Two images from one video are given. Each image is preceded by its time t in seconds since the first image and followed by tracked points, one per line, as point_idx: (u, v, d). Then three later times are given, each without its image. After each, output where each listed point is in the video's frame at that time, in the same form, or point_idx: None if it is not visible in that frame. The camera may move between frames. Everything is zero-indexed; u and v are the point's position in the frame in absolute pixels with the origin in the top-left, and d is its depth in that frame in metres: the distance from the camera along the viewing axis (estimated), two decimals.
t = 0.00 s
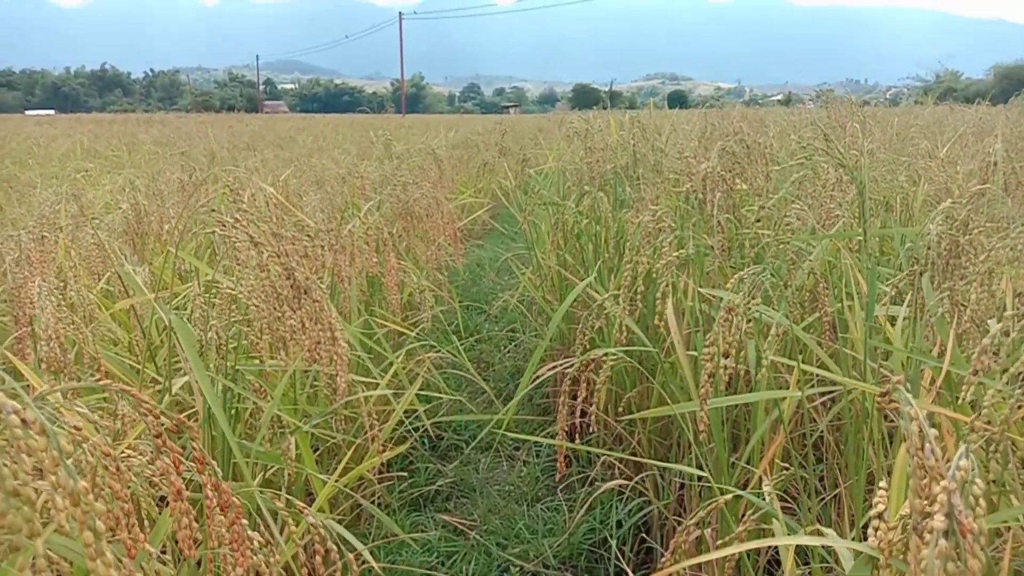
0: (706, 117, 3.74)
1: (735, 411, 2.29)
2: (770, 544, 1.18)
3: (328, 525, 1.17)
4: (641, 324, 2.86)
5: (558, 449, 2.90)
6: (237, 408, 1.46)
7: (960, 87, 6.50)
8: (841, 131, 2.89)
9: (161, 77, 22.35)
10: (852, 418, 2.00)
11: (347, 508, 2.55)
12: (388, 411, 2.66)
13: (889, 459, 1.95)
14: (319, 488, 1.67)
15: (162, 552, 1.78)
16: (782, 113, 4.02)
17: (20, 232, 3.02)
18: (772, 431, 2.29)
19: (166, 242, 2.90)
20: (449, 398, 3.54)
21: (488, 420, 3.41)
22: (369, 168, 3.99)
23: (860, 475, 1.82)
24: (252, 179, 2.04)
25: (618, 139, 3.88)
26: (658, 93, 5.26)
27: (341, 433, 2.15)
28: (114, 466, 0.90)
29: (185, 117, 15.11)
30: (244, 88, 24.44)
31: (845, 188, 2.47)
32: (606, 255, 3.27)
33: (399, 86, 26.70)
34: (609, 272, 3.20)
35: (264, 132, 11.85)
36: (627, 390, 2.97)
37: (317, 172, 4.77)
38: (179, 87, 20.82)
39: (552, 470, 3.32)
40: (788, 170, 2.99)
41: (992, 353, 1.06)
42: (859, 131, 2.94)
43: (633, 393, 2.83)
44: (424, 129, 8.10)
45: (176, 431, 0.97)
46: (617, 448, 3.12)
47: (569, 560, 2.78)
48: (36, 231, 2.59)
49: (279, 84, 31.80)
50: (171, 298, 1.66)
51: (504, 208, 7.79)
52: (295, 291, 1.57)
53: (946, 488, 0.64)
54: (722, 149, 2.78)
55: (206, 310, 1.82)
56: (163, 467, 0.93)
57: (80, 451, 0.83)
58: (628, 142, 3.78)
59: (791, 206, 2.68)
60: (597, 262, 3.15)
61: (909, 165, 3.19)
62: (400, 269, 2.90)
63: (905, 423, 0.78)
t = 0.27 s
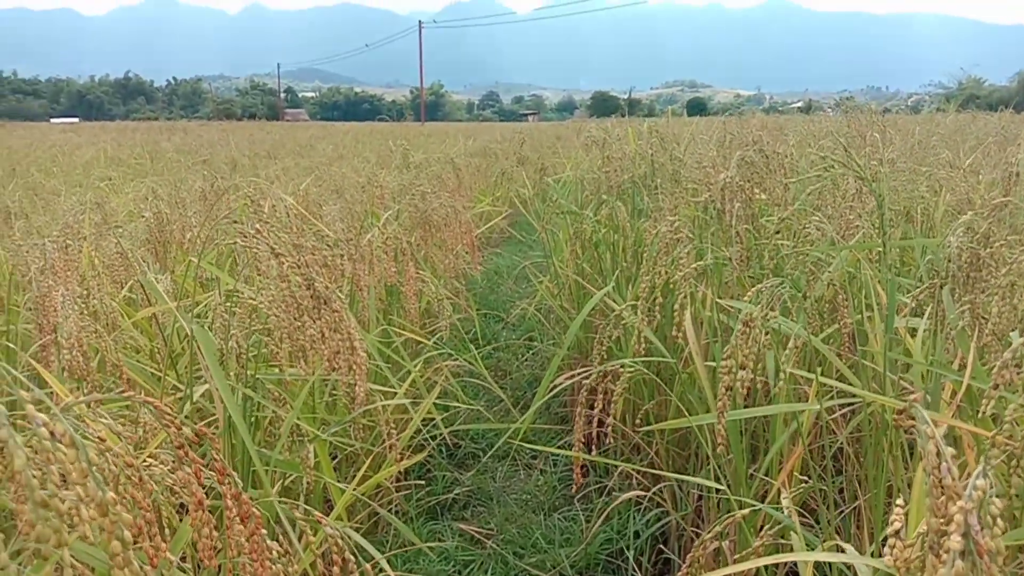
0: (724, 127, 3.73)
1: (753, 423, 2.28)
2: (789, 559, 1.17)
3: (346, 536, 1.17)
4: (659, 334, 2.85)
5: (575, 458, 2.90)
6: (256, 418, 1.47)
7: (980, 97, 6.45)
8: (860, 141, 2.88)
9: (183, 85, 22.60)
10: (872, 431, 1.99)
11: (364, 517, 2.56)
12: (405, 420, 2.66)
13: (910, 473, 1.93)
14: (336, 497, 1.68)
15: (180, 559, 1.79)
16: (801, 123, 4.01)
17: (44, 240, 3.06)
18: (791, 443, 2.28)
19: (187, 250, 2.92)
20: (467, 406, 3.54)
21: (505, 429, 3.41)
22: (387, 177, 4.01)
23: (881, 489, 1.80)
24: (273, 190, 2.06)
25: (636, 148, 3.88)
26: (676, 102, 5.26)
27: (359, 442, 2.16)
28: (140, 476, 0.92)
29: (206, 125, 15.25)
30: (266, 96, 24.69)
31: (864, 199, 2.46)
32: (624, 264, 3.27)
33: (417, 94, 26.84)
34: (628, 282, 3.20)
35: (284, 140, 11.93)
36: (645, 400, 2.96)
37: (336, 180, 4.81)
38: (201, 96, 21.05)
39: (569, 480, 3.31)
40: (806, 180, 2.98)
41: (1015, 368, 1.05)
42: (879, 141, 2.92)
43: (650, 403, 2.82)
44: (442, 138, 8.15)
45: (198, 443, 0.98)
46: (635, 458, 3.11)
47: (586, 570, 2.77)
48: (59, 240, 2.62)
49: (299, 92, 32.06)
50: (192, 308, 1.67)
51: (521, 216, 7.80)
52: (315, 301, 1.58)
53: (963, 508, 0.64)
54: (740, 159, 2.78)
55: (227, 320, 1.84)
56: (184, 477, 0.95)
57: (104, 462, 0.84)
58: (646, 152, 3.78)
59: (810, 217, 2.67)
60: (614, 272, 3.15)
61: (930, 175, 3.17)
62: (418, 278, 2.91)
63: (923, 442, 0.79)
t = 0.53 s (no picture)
0: (747, 132, 3.72)
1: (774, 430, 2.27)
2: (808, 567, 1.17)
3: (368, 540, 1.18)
4: (679, 340, 2.85)
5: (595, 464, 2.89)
6: (279, 421, 1.49)
7: (1008, 101, 6.38)
8: (884, 147, 2.86)
9: (208, 90, 22.85)
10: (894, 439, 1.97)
11: (384, 519, 2.57)
12: (426, 423, 2.68)
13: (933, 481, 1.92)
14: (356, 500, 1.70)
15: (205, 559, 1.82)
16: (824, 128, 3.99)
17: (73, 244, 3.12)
18: (812, 451, 2.26)
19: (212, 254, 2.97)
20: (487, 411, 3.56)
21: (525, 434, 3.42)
22: (409, 182, 4.04)
23: (902, 497, 1.79)
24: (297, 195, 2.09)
25: (657, 153, 3.88)
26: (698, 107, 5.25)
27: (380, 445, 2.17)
28: (165, 477, 0.93)
29: (231, 128, 15.41)
30: (290, 100, 24.90)
31: (888, 205, 2.45)
32: (645, 270, 3.27)
33: (440, 99, 26.95)
34: (649, 287, 3.20)
35: (308, 143, 12.03)
36: (665, 406, 2.95)
37: (359, 184, 4.85)
38: (226, 100, 21.27)
39: (589, 485, 3.31)
40: (829, 185, 2.97)
41: None
42: (904, 146, 2.90)
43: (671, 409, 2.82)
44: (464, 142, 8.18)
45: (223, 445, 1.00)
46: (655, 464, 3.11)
47: None
48: (88, 243, 2.67)
49: (323, 96, 32.30)
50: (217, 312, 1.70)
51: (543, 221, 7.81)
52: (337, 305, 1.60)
53: (981, 517, 0.64)
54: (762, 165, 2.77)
55: (251, 323, 1.86)
56: (209, 478, 0.97)
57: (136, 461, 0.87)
58: (668, 157, 3.77)
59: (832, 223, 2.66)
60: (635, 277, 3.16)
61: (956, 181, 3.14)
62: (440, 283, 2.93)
63: (942, 451, 0.78)
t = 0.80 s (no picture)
0: (771, 135, 3.70)
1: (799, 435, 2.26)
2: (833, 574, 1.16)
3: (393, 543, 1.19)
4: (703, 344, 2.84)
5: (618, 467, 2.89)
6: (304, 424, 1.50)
7: None
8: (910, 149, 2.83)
9: (233, 93, 23.10)
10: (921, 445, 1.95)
11: (408, 523, 2.59)
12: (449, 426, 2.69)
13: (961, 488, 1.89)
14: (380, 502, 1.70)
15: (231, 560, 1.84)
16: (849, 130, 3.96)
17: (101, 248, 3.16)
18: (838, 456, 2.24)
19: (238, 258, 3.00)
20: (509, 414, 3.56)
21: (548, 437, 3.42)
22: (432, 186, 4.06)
23: (930, 504, 1.77)
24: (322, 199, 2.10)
25: (681, 156, 3.87)
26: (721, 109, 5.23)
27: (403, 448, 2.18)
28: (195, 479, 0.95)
29: (255, 132, 15.56)
30: (314, 104, 25.10)
31: (915, 208, 2.42)
32: (668, 273, 3.26)
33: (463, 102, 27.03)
34: (672, 291, 3.19)
35: (332, 147, 12.13)
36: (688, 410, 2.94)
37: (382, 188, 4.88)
38: (251, 104, 21.48)
39: (612, 489, 3.30)
40: (854, 188, 2.95)
41: None
42: (932, 148, 2.87)
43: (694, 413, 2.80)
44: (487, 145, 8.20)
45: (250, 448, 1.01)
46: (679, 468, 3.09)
47: None
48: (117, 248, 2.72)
49: (346, 99, 32.53)
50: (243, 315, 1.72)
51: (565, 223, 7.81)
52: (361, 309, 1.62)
53: (1011, 527, 0.63)
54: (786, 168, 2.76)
55: (277, 326, 1.88)
56: (238, 479, 0.98)
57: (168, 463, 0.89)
58: (691, 159, 3.76)
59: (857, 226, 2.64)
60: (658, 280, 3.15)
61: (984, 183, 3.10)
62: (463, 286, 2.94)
63: (969, 459, 0.78)
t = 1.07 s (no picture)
0: (795, 135, 3.67)
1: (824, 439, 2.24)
2: None
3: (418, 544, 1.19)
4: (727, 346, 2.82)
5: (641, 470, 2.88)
6: (329, 424, 1.52)
7: None
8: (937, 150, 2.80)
9: (258, 94, 23.29)
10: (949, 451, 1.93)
11: (430, 523, 2.60)
12: (471, 428, 2.70)
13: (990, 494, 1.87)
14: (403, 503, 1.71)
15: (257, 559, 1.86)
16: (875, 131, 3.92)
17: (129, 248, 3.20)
18: (864, 461, 2.22)
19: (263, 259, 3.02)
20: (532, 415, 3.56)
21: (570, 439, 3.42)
22: (455, 187, 4.06)
23: (958, 510, 1.75)
24: (347, 200, 2.11)
25: (704, 157, 3.85)
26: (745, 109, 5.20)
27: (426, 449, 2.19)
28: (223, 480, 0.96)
29: (279, 132, 15.68)
30: (337, 105, 25.26)
31: (943, 210, 2.39)
32: (691, 275, 3.24)
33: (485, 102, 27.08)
34: (696, 293, 3.17)
35: (354, 147, 12.20)
36: (712, 412, 2.93)
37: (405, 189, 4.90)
38: (275, 105, 21.64)
39: (634, 491, 3.30)
40: (881, 189, 2.92)
41: None
42: (960, 150, 2.84)
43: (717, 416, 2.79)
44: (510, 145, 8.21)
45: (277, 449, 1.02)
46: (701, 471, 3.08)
47: None
48: (145, 249, 2.75)
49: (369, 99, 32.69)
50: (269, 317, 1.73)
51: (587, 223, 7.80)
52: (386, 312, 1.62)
53: None
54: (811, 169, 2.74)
55: (302, 327, 1.89)
56: (265, 481, 0.99)
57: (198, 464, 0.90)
58: (715, 160, 3.74)
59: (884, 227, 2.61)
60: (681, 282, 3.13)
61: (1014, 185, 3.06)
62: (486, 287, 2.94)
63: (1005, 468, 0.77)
